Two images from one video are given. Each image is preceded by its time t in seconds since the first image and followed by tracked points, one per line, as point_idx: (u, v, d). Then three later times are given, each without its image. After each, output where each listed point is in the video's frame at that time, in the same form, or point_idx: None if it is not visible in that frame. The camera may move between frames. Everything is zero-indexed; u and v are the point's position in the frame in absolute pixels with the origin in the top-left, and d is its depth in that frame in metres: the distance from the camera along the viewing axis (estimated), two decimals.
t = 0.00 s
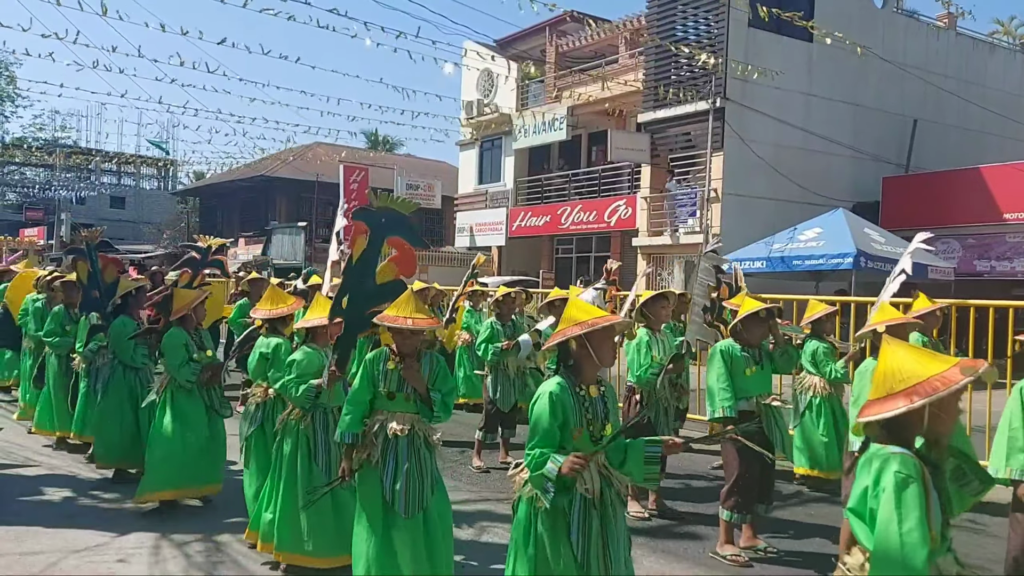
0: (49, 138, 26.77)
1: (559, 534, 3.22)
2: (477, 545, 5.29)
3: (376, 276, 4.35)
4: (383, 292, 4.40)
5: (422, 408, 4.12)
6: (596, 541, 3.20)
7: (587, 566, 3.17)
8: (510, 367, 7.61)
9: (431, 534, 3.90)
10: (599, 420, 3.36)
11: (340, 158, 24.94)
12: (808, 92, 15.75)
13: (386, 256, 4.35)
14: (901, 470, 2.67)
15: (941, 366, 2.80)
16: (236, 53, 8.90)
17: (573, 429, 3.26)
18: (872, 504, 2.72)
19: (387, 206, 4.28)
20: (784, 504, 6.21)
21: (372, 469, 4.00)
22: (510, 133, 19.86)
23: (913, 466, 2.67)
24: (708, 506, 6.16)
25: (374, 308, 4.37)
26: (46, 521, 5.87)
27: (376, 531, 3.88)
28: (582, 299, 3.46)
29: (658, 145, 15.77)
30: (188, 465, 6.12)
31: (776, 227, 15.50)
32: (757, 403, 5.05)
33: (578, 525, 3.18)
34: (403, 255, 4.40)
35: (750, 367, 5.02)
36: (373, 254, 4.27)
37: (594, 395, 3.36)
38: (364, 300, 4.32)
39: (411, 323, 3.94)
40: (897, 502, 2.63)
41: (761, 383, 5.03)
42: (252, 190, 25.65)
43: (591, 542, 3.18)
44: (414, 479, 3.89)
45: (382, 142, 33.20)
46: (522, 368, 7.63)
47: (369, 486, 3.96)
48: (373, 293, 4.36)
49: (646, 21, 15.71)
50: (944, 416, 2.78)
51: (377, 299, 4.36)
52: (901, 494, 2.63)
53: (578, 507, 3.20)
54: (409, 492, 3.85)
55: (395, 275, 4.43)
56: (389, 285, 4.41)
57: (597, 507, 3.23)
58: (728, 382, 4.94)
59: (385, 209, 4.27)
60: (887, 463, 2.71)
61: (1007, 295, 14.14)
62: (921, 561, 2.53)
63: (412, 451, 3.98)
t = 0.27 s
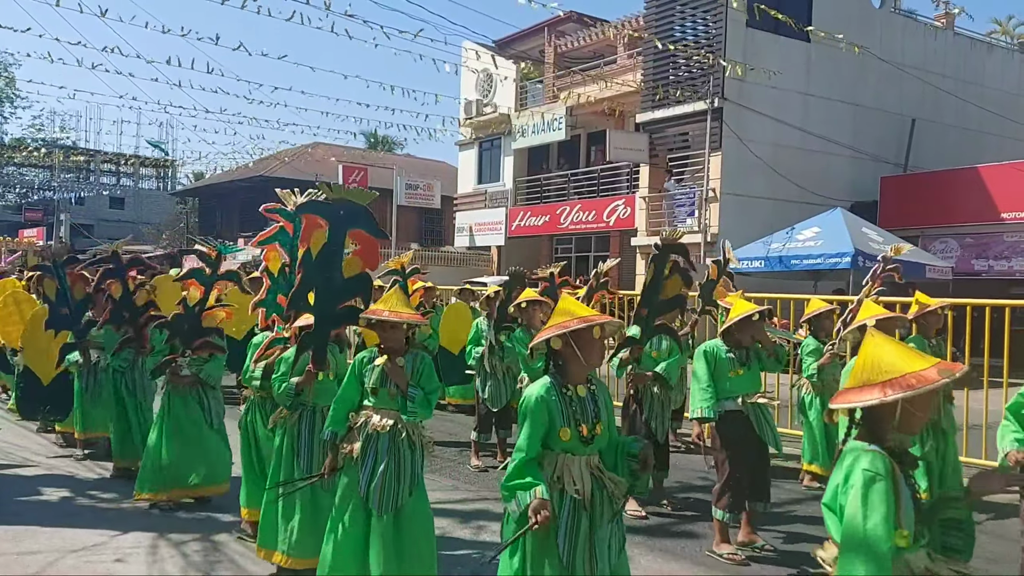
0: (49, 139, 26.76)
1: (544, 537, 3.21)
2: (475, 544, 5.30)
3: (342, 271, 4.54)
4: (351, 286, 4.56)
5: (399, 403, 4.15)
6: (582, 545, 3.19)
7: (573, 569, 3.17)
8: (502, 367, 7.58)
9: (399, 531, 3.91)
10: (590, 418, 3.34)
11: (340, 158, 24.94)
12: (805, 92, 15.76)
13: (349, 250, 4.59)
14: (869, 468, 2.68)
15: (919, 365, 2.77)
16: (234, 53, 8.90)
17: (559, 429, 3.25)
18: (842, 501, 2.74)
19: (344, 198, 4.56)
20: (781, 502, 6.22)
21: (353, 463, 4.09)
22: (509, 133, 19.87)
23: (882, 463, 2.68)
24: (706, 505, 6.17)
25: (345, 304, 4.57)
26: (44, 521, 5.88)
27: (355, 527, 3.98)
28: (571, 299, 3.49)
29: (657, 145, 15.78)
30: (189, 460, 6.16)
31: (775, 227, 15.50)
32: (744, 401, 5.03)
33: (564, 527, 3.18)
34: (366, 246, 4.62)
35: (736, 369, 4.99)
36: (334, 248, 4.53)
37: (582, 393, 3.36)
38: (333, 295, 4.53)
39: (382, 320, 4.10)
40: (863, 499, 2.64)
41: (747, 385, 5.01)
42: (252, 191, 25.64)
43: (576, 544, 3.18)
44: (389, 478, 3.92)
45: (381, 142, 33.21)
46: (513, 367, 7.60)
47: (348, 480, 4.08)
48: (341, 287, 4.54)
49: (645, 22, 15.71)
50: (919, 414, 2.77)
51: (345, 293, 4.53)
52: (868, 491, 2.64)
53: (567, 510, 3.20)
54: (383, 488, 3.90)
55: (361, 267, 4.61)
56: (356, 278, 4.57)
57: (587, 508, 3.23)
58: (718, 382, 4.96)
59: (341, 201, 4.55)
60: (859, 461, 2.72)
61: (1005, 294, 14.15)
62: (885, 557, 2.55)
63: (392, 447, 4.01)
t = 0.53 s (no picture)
0: (49, 135, 26.74)
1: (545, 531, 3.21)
2: (477, 539, 5.30)
3: (330, 259, 4.54)
4: (340, 274, 4.58)
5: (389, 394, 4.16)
6: (589, 535, 3.18)
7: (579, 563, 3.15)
8: (498, 363, 7.58)
9: (391, 523, 3.92)
10: (588, 412, 3.34)
11: (340, 155, 24.94)
12: (807, 88, 15.74)
13: (336, 236, 4.57)
14: (833, 455, 2.61)
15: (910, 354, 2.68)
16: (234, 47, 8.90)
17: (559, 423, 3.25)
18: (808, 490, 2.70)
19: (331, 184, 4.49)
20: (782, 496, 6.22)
21: (348, 455, 4.12)
22: (510, 129, 19.86)
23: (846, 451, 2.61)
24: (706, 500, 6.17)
25: (336, 292, 4.59)
26: (45, 514, 5.89)
27: (349, 519, 4.03)
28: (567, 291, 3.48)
29: (658, 141, 15.79)
30: (184, 458, 6.11)
31: (775, 223, 15.50)
32: (744, 396, 5.03)
33: (573, 521, 3.17)
34: (353, 233, 4.61)
35: (738, 365, 5.05)
36: (322, 235, 4.50)
37: (579, 385, 3.37)
38: (322, 283, 4.55)
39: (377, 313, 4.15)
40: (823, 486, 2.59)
41: (751, 380, 5.02)
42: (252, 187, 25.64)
43: (585, 537, 3.17)
44: (382, 470, 3.92)
45: (382, 139, 33.21)
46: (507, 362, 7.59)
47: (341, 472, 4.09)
48: (331, 274, 4.56)
49: (646, 18, 15.70)
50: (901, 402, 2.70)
51: (335, 280, 4.56)
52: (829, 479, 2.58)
53: (574, 504, 3.19)
54: (374, 482, 3.90)
55: (349, 255, 4.61)
56: (345, 265, 4.59)
57: (593, 501, 3.22)
58: (719, 377, 5.04)
59: (326, 188, 4.44)
60: (826, 449, 2.66)
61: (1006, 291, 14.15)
62: (837, 543, 2.49)
63: (386, 439, 4.02)
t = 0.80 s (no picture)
0: (49, 129, 26.72)
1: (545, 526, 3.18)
2: (474, 535, 5.30)
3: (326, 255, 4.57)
4: (336, 270, 4.60)
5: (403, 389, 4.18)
6: (588, 531, 3.16)
7: (579, 557, 3.11)
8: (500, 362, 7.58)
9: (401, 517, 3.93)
10: (584, 407, 3.33)
11: (340, 151, 24.92)
12: (807, 87, 15.74)
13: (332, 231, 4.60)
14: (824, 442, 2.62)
15: (903, 335, 2.61)
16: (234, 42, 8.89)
17: (561, 416, 3.27)
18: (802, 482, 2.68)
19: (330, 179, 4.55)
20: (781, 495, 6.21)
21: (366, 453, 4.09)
22: (510, 126, 19.85)
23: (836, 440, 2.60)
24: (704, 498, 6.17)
25: (332, 287, 4.62)
26: (43, 509, 5.89)
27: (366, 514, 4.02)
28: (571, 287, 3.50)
29: (658, 140, 15.78)
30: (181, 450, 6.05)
31: (775, 222, 15.50)
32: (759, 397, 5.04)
33: (569, 515, 3.15)
34: (349, 229, 4.66)
35: (757, 362, 5.07)
36: (318, 230, 4.54)
37: (582, 380, 3.36)
38: (317, 279, 4.56)
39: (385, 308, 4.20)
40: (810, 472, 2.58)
41: (771, 379, 5.06)
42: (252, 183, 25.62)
43: (582, 534, 3.14)
44: (405, 466, 3.95)
45: (382, 135, 33.18)
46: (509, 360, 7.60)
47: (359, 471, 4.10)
48: (326, 270, 4.58)
49: (646, 16, 15.70)
50: (891, 386, 2.61)
51: (330, 276, 4.58)
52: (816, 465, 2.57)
53: (570, 495, 3.19)
54: (399, 475, 3.92)
55: (344, 251, 4.65)
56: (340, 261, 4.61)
57: (589, 495, 3.23)
58: (737, 373, 5.07)
59: (323, 183, 4.49)
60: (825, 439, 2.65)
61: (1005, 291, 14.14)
62: (813, 525, 2.45)
63: (404, 435, 4.04)
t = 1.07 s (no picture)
0: (49, 123, 26.70)
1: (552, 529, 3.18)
2: (472, 532, 5.31)
3: (318, 247, 4.51)
4: (330, 261, 4.55)
5: (430, 390, 4.18)
6: (595, 531, 3.18)
7: (590, 560, 3.13)
8: (501, 359, 7.59)
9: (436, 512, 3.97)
10: (587, 405, 3.36)
11: (340, 147, 24.90)
12: (808, 85, 15.72)
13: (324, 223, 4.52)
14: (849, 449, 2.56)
15: (922, 335, 2.59)
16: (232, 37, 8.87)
17: (563, 419, 3.25)
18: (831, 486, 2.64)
19: (317, 171, 4.46)
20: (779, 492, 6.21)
21: (402, 458, 3.99)
22: (511, 123, 19.84)
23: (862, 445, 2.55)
24: (702, 494, 6.19)
25: (325, 280, 4.57)
26: (42, 502, 5.90)
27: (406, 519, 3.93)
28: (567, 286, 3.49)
29: (658, 137, 15.76)
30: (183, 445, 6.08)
31: (775, 220, 15.49)
32: (769, 392, 5.07)
33: (577, 520, 3.17)
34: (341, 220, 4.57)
35: (768, 356, 5.15)
36: (309, 222, 4.46)
37: (577, 380, 3.37)
38: (311, 272, 4.51)
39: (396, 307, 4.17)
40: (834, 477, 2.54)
41: (779, 374, 5.12)
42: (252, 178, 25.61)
43: (591, 535, 3.16)
44: (444, 465, 4.03)
45: (382, 131, 33.17)
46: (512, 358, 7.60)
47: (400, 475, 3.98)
48: (320, 263, 4.53)
49: (647, 13, 15.69)
50: (910, 389, 2.57)
51: (325, 269, 4.53)
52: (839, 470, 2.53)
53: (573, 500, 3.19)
54: (444, 473, 4.00)
55: (338, 241, 4.57)
56: (334, 252, 4.56)
57: (593, 496, 3.23)
58: (750, 367, 5.09)
59: (313, 174, 4.44)
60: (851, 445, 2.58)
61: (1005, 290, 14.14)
62: (846, 532, 2.42)
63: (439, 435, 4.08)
